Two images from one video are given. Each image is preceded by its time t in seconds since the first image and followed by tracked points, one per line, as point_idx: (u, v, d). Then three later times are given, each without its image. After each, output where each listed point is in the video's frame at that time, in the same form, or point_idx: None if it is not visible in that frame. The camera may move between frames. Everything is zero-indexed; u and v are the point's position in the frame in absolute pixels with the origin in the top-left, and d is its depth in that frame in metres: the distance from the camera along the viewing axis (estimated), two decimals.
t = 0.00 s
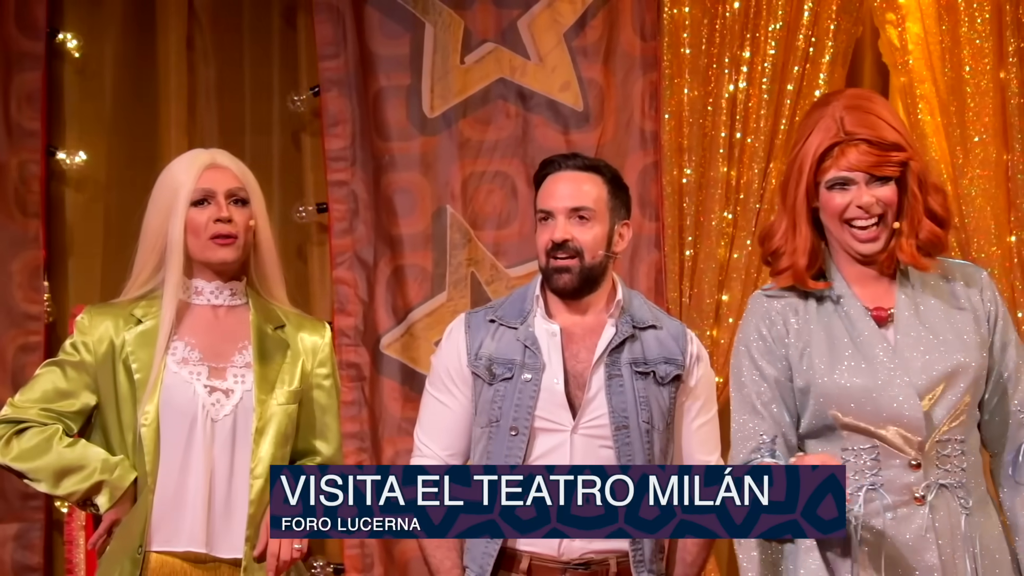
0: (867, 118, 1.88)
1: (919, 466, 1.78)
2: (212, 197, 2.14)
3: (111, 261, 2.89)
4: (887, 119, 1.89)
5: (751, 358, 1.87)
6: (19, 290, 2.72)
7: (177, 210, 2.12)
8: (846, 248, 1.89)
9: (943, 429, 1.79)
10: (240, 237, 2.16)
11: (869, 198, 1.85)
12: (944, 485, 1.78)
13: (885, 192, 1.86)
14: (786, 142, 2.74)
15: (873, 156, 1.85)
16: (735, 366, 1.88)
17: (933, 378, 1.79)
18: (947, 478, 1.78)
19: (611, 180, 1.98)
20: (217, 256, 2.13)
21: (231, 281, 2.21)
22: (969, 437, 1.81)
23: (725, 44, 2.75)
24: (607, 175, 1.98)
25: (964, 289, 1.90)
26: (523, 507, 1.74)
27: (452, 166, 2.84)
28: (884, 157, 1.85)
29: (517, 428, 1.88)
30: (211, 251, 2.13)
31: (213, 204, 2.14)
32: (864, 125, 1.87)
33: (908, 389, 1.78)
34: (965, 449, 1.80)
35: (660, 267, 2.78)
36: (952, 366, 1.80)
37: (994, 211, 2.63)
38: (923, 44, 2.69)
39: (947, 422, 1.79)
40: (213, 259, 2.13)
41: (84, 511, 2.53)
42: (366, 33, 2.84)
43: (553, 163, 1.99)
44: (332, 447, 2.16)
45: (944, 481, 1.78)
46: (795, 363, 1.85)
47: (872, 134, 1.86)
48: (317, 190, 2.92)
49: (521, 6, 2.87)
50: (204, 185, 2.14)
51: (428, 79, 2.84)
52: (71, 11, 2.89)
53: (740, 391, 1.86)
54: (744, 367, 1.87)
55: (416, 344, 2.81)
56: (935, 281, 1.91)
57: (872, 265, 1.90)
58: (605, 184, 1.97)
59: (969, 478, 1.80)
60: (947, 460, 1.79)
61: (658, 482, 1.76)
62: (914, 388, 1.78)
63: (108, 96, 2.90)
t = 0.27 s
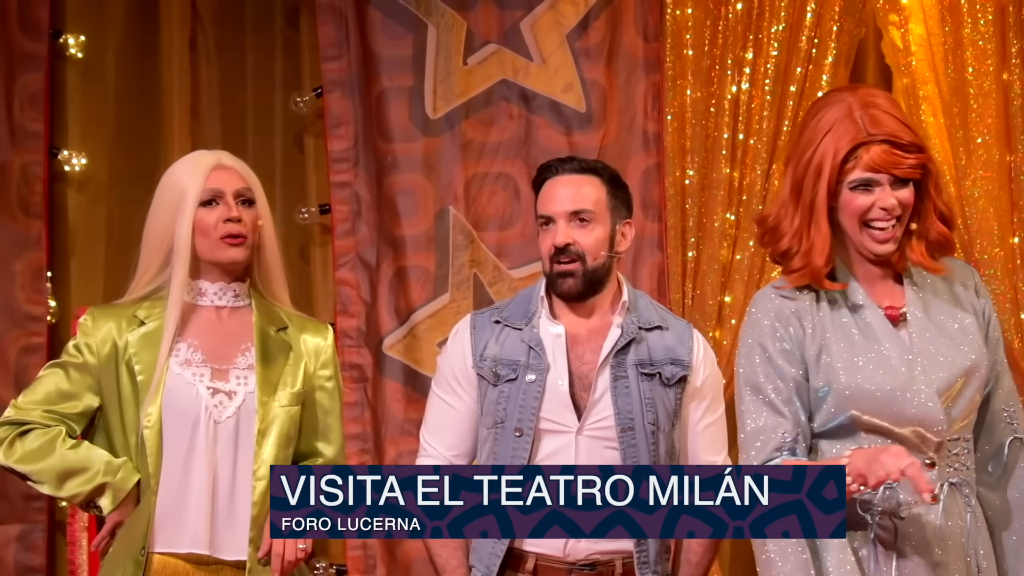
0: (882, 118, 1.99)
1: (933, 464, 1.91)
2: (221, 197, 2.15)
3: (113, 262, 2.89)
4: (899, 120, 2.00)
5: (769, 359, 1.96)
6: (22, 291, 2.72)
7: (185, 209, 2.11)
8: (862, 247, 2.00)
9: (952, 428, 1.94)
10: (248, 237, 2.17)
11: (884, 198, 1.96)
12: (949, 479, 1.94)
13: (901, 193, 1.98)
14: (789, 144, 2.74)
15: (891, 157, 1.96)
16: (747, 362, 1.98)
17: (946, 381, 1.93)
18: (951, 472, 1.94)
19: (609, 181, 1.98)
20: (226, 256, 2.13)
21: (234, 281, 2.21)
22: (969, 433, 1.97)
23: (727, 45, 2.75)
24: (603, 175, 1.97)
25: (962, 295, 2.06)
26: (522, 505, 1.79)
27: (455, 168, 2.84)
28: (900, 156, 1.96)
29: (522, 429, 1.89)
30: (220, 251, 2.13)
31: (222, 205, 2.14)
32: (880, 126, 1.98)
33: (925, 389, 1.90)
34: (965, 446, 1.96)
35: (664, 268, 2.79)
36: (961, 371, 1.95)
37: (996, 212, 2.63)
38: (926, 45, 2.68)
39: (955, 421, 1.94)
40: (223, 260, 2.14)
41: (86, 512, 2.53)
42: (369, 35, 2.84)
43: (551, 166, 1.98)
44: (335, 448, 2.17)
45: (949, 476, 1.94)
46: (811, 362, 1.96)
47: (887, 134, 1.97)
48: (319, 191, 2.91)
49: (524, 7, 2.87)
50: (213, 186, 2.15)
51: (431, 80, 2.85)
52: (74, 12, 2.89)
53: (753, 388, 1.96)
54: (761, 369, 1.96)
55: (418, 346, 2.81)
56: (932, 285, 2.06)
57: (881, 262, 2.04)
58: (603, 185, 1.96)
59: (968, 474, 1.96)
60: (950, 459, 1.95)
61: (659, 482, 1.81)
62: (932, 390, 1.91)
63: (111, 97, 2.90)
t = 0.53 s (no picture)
0: (912, 112, 1.92)
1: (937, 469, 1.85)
2: (237, 200, 2.16)
3: (114, 262, 2.90)
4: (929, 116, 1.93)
5: (785, 347, 1.87)
6: (22, 290, 2.72)
7: (204, 210, 2.11)
8: (883, 242, 1.94)
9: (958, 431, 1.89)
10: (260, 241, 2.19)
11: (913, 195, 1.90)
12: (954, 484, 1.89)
13: (929, 190, 1.92)
14: (789, 143, 2.75)
15: (924, 154, 1.89)
16: (759, 349, 1.89)
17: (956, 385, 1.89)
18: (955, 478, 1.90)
19: (599, 178, 1.98)
20: (244, 259, 2.15)
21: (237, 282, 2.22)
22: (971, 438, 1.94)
23: (728, 44, 2.76)
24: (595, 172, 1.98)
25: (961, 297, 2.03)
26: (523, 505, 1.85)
27: (455, 167, 2.84)
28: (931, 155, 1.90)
29: (525, 427, 1.89)
30: (235, 253, 2.14)
31: (238, 207, 2.16)
32: (912, 120, 1.91)
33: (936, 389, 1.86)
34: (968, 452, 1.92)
35: (663, 267, 2.78)
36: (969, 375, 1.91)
37: (996, 211, 2.63)
38: (926, 45, 2.69)
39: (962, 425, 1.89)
40: (238, 262, 2.15)
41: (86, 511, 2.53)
42: (370, 34, 2.85)
43: (539, 171, 1.99)
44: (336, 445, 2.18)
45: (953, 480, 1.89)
46: (827, 351, 1.89)
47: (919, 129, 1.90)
48: (320, 190, 2.91)
49: (524, 6, 2.87)
50: (229, 188, 2.16)
51: (431, 80, 2.85)
52: (75, 11, 2.90)
53: (771, 377, 1.87)
54: (778, 356, 1.87)
55: (419, 344, 2.81)
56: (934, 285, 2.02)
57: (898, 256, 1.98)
58: (593, 184, 1.97)
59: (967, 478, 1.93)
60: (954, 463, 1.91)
61: (659, 481, 1.90)
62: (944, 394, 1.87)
63: (112, 96, 2.90)
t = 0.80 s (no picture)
0: (910, 110, 1.98)
1: (925, 459, 1.89)
2: (250, 198, 2.25)
3: (119, 258, 2.95)
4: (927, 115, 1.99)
5: (775, 336, 1.93)
6: (29, 285, 2.77)
7: (220, 206, 2.18)
8: (882, 233, 1.97)
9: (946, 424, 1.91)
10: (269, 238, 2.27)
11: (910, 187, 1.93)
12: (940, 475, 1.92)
13: (924, 185, 1.96)
14: (781, 141, 2.79)
15: (920, 148, 1.94)
16: (749, 336, 1.94)
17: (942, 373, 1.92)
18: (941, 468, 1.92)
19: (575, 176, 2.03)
20: (254, 255, 2.23)
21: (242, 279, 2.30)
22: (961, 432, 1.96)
23: (721, 44, 2.80)
24: (576, 171, 2.04)
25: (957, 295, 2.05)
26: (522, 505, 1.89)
27: (454, 164, 2.89)
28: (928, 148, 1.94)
29: (523, 420, 1.94)
30: (247, 250, 2.22)
31: (251, 205, 2.25)
32: (909, 117, 1.96)
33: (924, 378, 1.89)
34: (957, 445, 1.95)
35: (658, 263, 2.82)
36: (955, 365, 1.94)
37: (985, 209, 2.68)
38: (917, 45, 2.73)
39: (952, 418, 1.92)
40: (250, 258, 2.23)
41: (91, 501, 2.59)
42: (370, 33, 2.90)
43: (517, 177, 2.05)
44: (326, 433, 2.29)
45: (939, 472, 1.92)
46: (816, 344, 1.93)
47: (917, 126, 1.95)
48: (321, 187, 2.95)
49: (521, 7, 2.92)
50: (242, 187, 2.24)
51: (430, 78, 2.90)
52: (79, 10, 2.94)
53: (757, 360, 1.92)
54: (767, 345, 1.92)
55: (418, 339, 2.86)
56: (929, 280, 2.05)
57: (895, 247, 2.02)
58: (569, 185, 2.02)
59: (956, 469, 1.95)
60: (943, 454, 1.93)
61: (658, 481, 1.92)
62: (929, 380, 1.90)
63: (117, 94, 2.95)
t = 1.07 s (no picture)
0: (880, 102, 1.89)
1: (895, 449, 1.77)
2: (245, 197, 2.27)
3: (107, 257, 2.95)
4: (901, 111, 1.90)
5: (746, 323, 1.84)
6: (15, 283, 2.78)
7: (217, 205, 2.20)
8: (847, 225, 1.87)
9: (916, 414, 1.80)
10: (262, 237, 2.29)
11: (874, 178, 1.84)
12: (916, 469, 1.79)
13: (889, 178, 1.86)
14: (766, 140, 2.79)
15: (885, 139, 1.85)
16: (723, 321, 1.87)
17: (917, 361, 1.81)
18: (918, 462, 1.79)
19: (557, 173, 2.04)
20: (247, 255, 2.25)
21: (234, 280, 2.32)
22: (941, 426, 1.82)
23: (706, 43, 2.81)
24: (553, 169, 2.04)
25: (945, 288, 1.92)
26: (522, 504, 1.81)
27: (439, 162, 2.90)
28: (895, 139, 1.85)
29: (505, 416, 1.93)
30: (242, 249, 2.24)
31: (246, 205, 2.26)
32: (878, 108, 1.88)
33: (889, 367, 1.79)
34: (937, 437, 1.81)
35: (643, 262, 2.83)
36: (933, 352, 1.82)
37: (968, 207, 2.69)
38: (900, 44, 2.74)
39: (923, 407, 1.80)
40: (244, 258, 2.25)
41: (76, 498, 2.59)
42: (356, 33, 2.91)
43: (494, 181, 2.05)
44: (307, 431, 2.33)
45: (916, 465, 1.79)
46: (784, 338, 1.84)
47: (885, 118, 1.87)
48: (307, 186, 2.96)
49: (507, 6, 2.93)
50: (237, 187, 2.26)
51: (416, 77, 2.91)
52: (67, 9, 2.95)
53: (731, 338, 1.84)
54: (747, 332, 1.83)
55: (403, 337, 2.87)
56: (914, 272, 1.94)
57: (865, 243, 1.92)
58: (547, 184, 2.02)
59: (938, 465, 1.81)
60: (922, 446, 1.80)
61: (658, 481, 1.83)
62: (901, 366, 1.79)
63: (104, 92, 2.96)
